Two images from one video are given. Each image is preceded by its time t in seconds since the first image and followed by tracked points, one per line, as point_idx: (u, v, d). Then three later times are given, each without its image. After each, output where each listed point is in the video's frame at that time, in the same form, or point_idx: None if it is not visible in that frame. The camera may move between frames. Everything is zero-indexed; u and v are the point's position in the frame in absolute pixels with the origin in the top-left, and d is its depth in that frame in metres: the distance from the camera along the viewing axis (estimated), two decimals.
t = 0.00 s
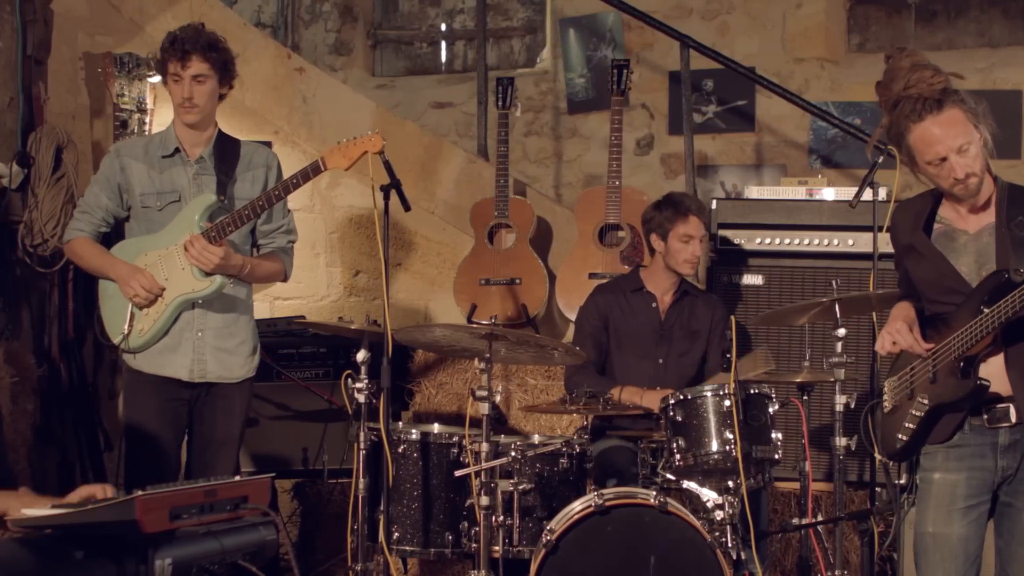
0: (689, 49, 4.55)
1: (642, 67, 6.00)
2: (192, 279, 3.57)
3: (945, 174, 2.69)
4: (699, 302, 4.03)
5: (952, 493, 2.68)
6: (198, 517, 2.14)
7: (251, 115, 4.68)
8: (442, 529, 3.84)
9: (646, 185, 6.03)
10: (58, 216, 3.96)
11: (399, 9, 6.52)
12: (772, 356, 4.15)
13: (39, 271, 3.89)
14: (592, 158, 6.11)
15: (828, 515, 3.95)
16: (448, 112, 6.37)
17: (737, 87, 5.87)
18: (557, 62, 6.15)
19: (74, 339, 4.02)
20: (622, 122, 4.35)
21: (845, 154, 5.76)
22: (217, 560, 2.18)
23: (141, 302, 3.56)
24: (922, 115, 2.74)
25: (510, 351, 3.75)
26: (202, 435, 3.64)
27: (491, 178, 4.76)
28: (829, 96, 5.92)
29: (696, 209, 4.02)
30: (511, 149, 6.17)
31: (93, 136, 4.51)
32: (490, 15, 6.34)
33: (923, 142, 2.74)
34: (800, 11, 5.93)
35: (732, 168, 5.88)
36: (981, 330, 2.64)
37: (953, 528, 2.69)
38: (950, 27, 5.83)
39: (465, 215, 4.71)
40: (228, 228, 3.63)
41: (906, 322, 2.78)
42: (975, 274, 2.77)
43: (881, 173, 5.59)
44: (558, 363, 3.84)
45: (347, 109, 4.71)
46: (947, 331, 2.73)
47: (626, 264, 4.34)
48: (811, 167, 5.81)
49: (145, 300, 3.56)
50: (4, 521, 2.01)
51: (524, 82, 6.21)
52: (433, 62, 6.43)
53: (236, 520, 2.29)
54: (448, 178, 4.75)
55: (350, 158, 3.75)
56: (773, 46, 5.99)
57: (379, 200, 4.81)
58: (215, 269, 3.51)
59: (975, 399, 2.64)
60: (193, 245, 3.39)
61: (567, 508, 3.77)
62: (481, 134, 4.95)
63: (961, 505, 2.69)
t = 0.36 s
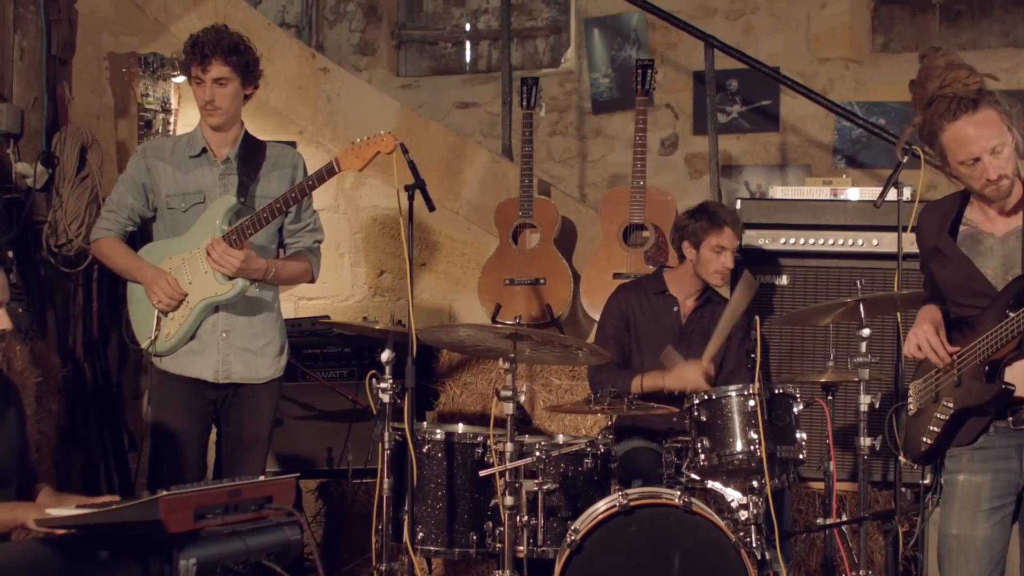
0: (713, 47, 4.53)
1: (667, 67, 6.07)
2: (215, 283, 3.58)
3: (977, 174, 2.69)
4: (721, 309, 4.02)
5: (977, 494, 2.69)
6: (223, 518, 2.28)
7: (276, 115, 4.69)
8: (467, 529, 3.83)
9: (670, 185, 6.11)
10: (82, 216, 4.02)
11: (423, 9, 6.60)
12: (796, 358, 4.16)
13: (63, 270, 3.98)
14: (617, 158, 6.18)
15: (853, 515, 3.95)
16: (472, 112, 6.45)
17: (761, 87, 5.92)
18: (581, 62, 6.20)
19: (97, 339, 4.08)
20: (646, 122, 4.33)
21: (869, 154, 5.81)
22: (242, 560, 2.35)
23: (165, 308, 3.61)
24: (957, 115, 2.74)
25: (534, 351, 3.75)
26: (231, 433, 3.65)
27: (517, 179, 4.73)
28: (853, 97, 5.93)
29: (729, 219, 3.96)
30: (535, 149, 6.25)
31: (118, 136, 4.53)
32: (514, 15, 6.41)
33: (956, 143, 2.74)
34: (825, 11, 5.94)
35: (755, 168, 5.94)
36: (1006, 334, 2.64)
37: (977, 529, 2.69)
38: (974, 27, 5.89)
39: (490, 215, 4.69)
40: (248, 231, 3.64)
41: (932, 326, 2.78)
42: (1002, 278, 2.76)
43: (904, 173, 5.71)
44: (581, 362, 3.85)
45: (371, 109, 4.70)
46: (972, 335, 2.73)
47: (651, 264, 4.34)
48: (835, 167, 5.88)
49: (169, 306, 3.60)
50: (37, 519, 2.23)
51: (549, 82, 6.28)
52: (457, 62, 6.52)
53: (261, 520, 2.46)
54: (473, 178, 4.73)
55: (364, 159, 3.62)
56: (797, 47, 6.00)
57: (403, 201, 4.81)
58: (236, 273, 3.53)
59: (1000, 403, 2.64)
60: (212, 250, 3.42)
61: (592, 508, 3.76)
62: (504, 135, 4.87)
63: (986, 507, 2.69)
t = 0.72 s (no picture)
0: (738, 48, 4.47)
1: (691, 67, 6.18)
2: (243, 276, 3.55)
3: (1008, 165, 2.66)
4: (750, 305, 4.04)
5: (997, 493, 2.67)
6: (246, 518, 2.28)
7: (300, 115, 4.68)
8: (492, 529, 3.83)
9: (695, 184, 6.19)
10: (106, 216, 4.10)
11: (447, 10, 6.68)
12: (822, 357, 4.18)
13: (87, 270, 4.02)
14: (641, 158, 6.29)
15: (877, 515, 3.96)
16: (497, 111, 6.57)
17: (786, 87, 6.02)
18: (606, 62, 6.31)
19: (122, 339, 4.13)
20: (671, 122, 4.34)
21: (894, 154, 5.91)
22: (267, 560, 2.37)
23: (193, 304, 3.57)
24: (989, 105, 2.70)
25: (559, 350, 3.73)
26: (250, 434, 3.60)
27: (541, 179, 4.73)
28: (878, 96, 6.03)
29: (733, 202, 4.04)
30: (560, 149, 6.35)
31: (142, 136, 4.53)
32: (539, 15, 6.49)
33: (985, 134, 2.70)
34: (849, 11, 6.04)
35: (780, 168, 6.03)
36: None
37: (998, 528, 2.67)
38: (1000, 27, 5.92)
39: (514, 215, 4.69)
40: (276, 223, 3.62)
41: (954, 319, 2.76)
42: None
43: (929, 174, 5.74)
44: (606, 362, 3.84)
45: (394, 108, 4.69)
46: (994, 330, 2.72)
47: (675, 263, 4.35)
48: (860, 167, 5.97)
49: (197, 302, 3.56)
50: (58, 520, 2.22)
51: (573, 82, 6.38)
52: (482, 62, 6.60)
53: (285, 520, 2.46)
54: (497, 178, 4.73)
55: (394, 145, 3.61)
56: (821, 46, 6.10)
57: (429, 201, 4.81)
58: (265, 266, 3.51)
59: (1021, 398, 2.67)
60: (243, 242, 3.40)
61: (616, 508, 3.76)
62: (529, 134, 4.92)
63: (1006, 506, 2.68)
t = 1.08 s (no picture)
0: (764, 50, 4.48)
1: (716, 67, 6.16)
2: (268, 284, 3.55)
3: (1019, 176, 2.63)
4: (775, 305, 4.07)
5: (1013, 494, 2.72)
6: (272, 518, 2.31)
7: (325, 115, 4.68)
8: (516, 529, 3.83)
9: (720, 185, 6.18)
10: (130, 216, 4.13)
11: (472, 10, 6.67)
12: (846, 357, 4.23)
13: (112, 271, 4.08)
14: (665, 158, 6.29)
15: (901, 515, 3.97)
16: (522, 111, 6.54)
17: (811, 88, 6.01)
18: (630, 62, 6.31)
19: (147, 339, 4.19)
20: (695, 121, 4.36)
21: (918, 154, 5.90)
22: (291, 561, 2.40)
23: (217, 310, 3.56)
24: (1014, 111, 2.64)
25: (583, 351, 3.74)
26: (278, 434, 3.61)
27: (565, 179, 4.72)
28: (902, 96, 6.03)
29: (740, 221, 3.94)
30: (585, 149, 6.35)
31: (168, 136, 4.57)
32: (565, 15, 6.50)
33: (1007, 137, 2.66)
34: (874, 11, 6.04)
35: (805, 168, 6.03)
36: None
37: (1014, 529, 2.72)
38: None
39: (539, 215, 4.70)
40: (299, 231, 3.60)
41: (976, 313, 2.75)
42: None
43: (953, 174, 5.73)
44: (631, 362, 3.84)
45: (419, 108, 4.70)
46: (1016, 328, 2.77)
47: (700, 263, 4.32)
48: (884, 167, 5.97)
49: (221, 308, 3.55)
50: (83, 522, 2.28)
51: (598, 83, 6.37)
52: (507, 62, 6.61)
53: (310, 520, 2.51)
54: (522, 178, 4.74)
55: (417, 156, 3.59)
56: (846, 47, 6.09)
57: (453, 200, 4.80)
58: (289, 273, 3.50)
59: None
60: (266, 249, 3.39)
61: (641, 508, 3.75)
62: (554, 135, 4.89)
63: (1021, 506, 2.73)
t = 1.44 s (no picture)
0: (785, 48, 4.59)
1: (740, 67, 6.19)
2: (290, 282, 3.52)
3: None
4: (799, 303, 4.07)
5: None
6: (296, 518, 2.28)
7: (349, 115, 4.70)
8: (541, 529, 3.83)
9: (744, 184, 6.20)
10: (155, 215, 4.20)
11: (497, 10, 6.71)
12: (870, 357, 4.27)
13: (136, 271, 4.16)
14: (690, 159, 6.29)
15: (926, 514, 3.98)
16: (546, 112, 6.53)
17: (834, 88, 6.03)
18: (655, 62, 6.33)
19: (171, 339, 4.24)
20: (720, 122, 4.42)
21: (943, 154, 5.92)
22: (316, 560, 2.40)
23: (239, 307, 3.54)
24: None
25: (608, 350, 3.73)
26: (303, 434, 3.61)
27: (589, 179, 4.72)
28: (926, 96, 6.04)
29: (762, 206, 4.00)
30: (610, 150, 6.35)
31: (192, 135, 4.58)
32: (589, 15, 6.55)
33: None
34: (899, 11, 6.04)
35: (829, 168, 6.04)
36: None
37: None
38: None
39: (563, 215, 4.71)
40: (324, 231, 3.57)
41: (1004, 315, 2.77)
42: None
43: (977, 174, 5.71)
44: (656, 361, 3.83)
45: (443, 107, 4.71)
46: None
47: (724, 264, 4.36)
48: (908, 167, 5.99)
49: (243, 306, 3.53)
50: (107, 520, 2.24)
51: (622, 83, 6.39)
52: (531, 62, 6.65)
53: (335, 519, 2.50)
54: (547, 178, 4.74)
55: (443, 160, 3.56)
56: (871, 47, 6.09)
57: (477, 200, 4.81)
58: (313, 272, 3.47)
59: None
60: (289, 248, 3.35)
61: (665, 507, 3.71)
62: (578, 136, 4.93)
63: None
